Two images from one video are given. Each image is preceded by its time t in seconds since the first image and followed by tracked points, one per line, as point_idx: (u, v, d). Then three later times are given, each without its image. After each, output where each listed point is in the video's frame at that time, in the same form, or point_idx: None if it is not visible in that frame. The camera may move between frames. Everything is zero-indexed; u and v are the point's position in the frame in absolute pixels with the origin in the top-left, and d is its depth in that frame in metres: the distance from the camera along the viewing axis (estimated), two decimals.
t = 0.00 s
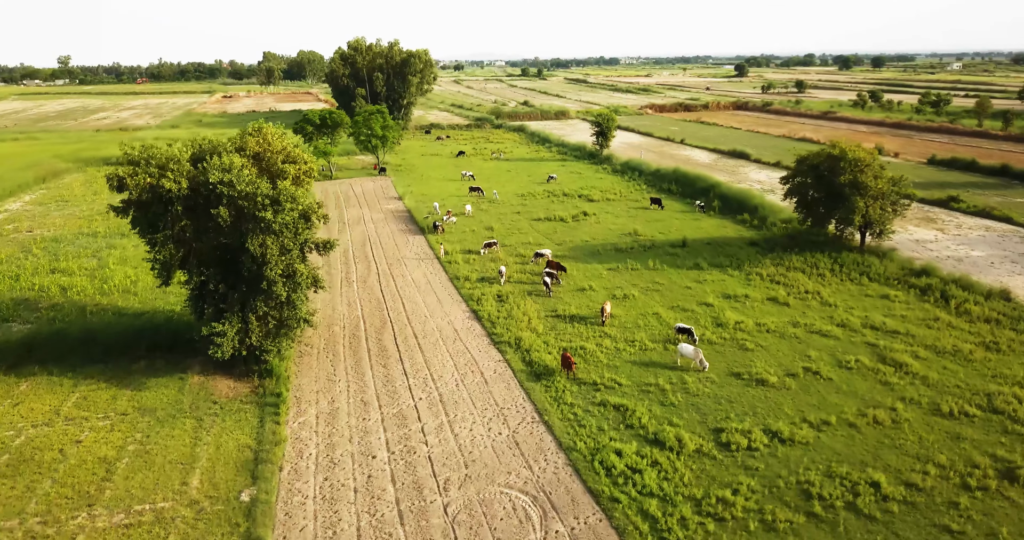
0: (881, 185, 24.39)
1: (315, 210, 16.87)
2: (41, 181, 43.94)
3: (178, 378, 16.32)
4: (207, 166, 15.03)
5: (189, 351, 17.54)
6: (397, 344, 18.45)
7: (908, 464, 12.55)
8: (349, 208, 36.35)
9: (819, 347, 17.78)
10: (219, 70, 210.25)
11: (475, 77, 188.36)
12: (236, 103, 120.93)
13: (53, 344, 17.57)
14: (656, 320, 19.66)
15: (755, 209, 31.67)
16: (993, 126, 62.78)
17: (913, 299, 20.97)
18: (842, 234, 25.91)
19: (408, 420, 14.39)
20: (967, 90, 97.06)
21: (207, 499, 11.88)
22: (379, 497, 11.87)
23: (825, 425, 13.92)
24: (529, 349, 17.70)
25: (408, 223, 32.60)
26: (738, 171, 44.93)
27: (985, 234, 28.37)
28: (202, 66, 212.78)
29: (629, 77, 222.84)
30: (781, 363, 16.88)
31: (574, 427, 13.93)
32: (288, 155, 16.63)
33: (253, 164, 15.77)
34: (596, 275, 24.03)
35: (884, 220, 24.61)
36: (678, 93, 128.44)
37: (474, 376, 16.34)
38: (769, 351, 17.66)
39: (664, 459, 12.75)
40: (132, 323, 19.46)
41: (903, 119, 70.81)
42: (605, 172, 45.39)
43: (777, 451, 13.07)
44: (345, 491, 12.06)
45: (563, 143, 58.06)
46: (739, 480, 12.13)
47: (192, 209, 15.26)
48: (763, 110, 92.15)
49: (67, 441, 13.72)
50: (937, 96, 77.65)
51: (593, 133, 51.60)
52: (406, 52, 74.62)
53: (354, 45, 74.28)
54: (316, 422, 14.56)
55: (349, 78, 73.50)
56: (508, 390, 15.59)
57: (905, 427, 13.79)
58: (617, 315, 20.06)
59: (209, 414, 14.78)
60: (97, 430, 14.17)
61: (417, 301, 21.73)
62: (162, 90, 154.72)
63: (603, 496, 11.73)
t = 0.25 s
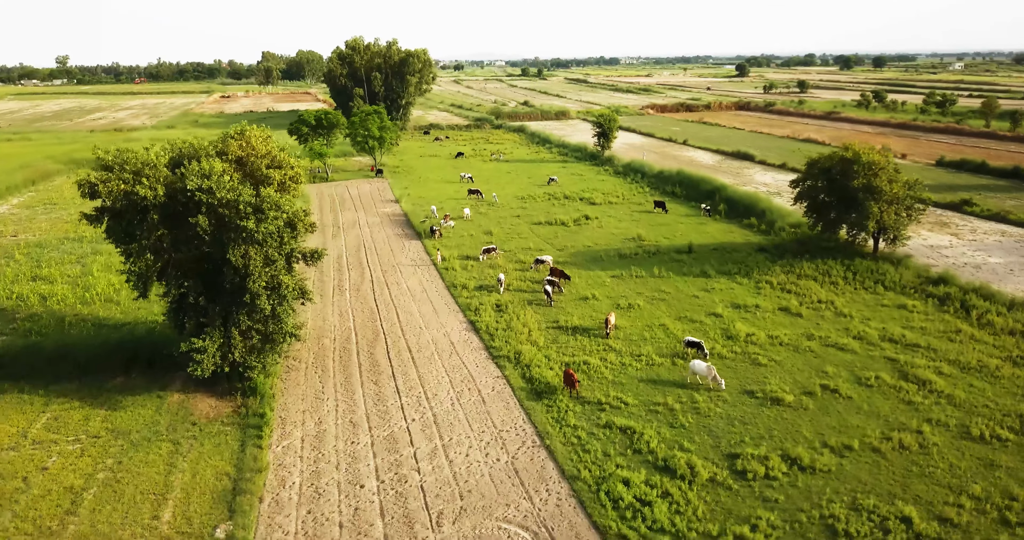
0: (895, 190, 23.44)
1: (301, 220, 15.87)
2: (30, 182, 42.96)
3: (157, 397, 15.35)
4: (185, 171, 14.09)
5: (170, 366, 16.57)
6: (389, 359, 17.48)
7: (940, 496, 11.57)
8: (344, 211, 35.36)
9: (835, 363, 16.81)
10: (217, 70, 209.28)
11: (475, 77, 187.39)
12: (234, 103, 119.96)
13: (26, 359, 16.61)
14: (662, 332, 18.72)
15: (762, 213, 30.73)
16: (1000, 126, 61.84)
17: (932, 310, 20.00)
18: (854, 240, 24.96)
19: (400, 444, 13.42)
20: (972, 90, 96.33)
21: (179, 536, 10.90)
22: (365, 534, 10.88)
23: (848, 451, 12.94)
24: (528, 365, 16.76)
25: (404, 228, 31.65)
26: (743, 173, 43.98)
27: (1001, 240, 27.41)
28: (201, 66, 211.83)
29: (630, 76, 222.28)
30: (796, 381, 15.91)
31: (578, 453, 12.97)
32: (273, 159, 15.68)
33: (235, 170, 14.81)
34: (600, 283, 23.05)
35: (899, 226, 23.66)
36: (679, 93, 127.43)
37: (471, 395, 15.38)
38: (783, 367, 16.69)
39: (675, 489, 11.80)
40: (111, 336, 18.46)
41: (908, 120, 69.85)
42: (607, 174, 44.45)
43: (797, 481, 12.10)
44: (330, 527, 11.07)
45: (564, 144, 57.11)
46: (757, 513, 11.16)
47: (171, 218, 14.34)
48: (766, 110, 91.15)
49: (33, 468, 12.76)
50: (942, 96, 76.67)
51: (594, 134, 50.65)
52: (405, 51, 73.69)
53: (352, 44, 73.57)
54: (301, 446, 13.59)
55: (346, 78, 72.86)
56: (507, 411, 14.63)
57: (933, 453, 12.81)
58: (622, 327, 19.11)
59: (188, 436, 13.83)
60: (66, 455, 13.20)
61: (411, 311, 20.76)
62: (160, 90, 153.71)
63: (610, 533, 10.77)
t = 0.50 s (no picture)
0: (911, 194, 22.46)
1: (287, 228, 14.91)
2: (19, 185, 42.01)
3: (132, 417, 14.38)
4: (160, 177, 13.15)
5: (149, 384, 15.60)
6: (381, 375, 16.53)
7: (978, 533, 10.59)
8: (339, 215, 34.37)
9: (854, 379, 15.83)
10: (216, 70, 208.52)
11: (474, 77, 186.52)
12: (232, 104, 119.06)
13: None
14: (669, 345, 17.76)
15: (770, 217, 29.78)
16: (1008, 127, 60.88)
17: (953, 321, 19.03)
18: (868, 246, 23.98)
19: (390, 472, 12.47)
20: (976, 90, 95.33)
21: None
22: None
23: (873, 480, 11.97)
24: (528, 381, 15.80)
25: (401, 232, 30.68)
26: (748, 174, 43.03)
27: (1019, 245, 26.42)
28: (200, 66, 211.02)
29: (631, 76, 221.26)
30: (814, 400, 14.94)
31: (582, 483, 12.01)
32: (256, 164, 14.72)
33: (215, 176, 13.86)
34: (603, 291, 22.10)
35: (915, 232, 22.68)
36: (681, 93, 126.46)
37: (467, 415, 14.42)
38: (799, 384, 15.71)
39: (688, 525, 10.83)
40: (89, 349, 17.50)
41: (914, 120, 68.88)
42: (609, 176, 43.51)
43: (821, 514, 11.13)
44: None
45: (564, 145, 56.16)
46: None
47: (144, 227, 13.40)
48: (768, 110, 90.17)
49: None
50: (948, 96, 75.72)
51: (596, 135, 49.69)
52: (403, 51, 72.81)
53: (351, 43, 72.87)
54: (284, 473, 12.62)
55: (344, 78, 72.20)
56: (505, 434, 13.67)
57: (967, 483, 11.83)
58: (627, 340, 18.15)
59: (162, 462, 12.85)
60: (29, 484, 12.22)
61: (406, 321, 19.80)
62: (158, 90, 152.87)
63: None
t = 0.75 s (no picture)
0: (929, 199, 21.48)
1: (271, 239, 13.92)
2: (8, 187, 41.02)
3: (104, 440, 13.39)
4: (131, 185, 12.18)
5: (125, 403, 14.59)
6: (372, 392, 15.58)
7: None
8: (333, 218, 33.39)
9: (876, 399, 14.84)
10: (215, 70, 207.57)
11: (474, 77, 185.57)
12: (230, 104, 118.14)
13: None
14: (678, 361, 16.80)
15: (779, 222, 28.83)
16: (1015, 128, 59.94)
17: (976, 334, 18.05)
18: (883, 253, 23.00)
19: (379, 505, 11.50)
20: (981, 90, 94.33)
21: None
22: None
23: (904, 516, 10.99)
24: (529, 401, 14.83)
25: (397, 237, 29.68)
26: (753, 176, 42.09)
27: None
28: (198, 66, 210.13)
29: (632, 76, 220.09)
30: (834, 421, 13.96)
31: (587, 517, 11.05)
32: (236, 170, 13.73)
33: (191, 183, 12.90)
34: (607, 301, 21.14)
35: (932, 239, 21.71)
36: (682, 93, 125.42)
37: (463, 439, 13.48)
38: (818, 403, 14.73)
39: None
40: (64, 364, 16.51)
41: (919, 121, 67.91)
42: (611, 178, 42.55)
43: None
44: None
45: (565, 146, 55.18)
46: None
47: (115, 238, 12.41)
48: (771, 110, 89.18)
49: None
50: (953, 96, 74.76)
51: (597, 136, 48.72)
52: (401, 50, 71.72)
53: (348, 43, 71.71)
54: (264, 505, 11.65)
55: (341, 78, 71.20)
56: (504, 461, 12.72)
57: (1007, 519, 10.85)
58: (633, 354, 17.19)
59: (132, 492, 11.87)
60: None
61: (400, 333, 18.83)
62: (155, 90, 151.93)
63: None
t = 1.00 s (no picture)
0: (949, 204, 20.51)
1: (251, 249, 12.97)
2: None
3: (72, 467, 12.41)
4: (96, 194, 11.18)
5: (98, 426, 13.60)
6: (363, 413, 14.63)
7: None
8: (328, 222, 32.38)
9: (901, 421, 13.87)
10: (214, 70, 206.47)
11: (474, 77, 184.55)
12: (227, 104, 117.11)
13: None
14: (688, 378, 15.84)
15: (787, 227, 27.91)
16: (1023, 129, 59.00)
17: (1002, 347, 17.10)
18: (899, 260, 22.03)
19: None
20: (985, 91, 93.39)
21: None
22: None
23: None
24: (529, 423, 13.86)
25: (393, 242, 28.73)
26: (759, 179, 41.15)
27: None
28: (197, 66, 209.06)
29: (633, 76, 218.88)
30: (858, 446, 12.98)
31: None
32: (213, 177, 12.74)
33: (164, 191, 11.92)
34: (611, 311, 20.17)
35: (952, 246, 20.73)
36: (683, 93, 124.45)
37: (459, 467, 12.53)
38: (839, 425, 13.76)
39: None
40: (36, 381, 15.53)
41: (925, 121, 66.94)
42: (613, 180, 41.61)
43: None
44: None
45: (566, 147, 54.23)
46: None
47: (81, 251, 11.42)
48: (774, 111, 88.22)
49: None
50: (959, 96, 73.79)
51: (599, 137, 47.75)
52: (400, 50, 70.74)
53: (346, 42, 70.75)
54: None
55: (339, 78, 70.27)
56: (503, 492, 11.76)
57: None
58: (640, 370, 16.23)
59: (99, 528, 10.92)
60: None
61: (393, 347, 17.88)
62: (153, 89, 150.88)
63: None
